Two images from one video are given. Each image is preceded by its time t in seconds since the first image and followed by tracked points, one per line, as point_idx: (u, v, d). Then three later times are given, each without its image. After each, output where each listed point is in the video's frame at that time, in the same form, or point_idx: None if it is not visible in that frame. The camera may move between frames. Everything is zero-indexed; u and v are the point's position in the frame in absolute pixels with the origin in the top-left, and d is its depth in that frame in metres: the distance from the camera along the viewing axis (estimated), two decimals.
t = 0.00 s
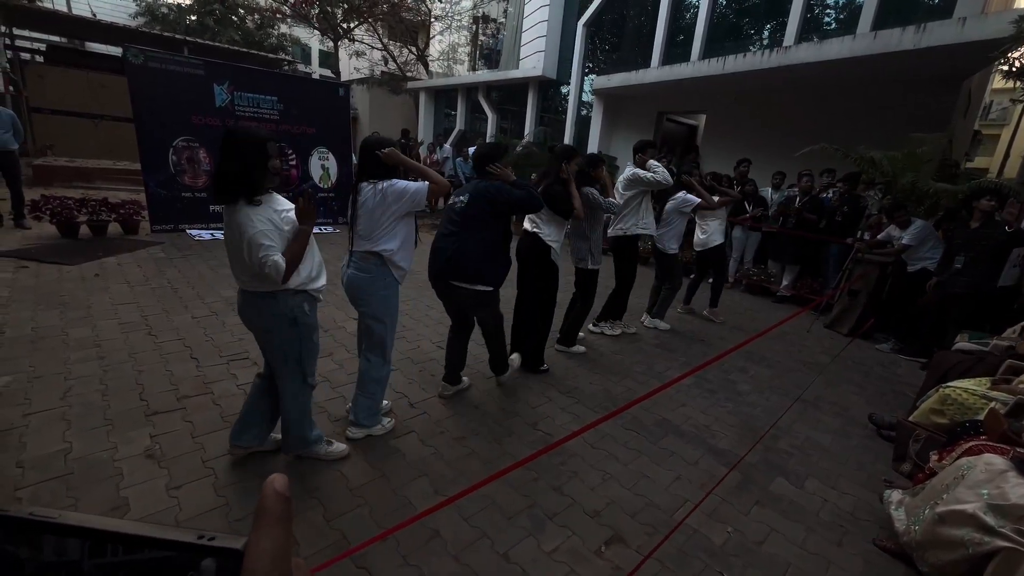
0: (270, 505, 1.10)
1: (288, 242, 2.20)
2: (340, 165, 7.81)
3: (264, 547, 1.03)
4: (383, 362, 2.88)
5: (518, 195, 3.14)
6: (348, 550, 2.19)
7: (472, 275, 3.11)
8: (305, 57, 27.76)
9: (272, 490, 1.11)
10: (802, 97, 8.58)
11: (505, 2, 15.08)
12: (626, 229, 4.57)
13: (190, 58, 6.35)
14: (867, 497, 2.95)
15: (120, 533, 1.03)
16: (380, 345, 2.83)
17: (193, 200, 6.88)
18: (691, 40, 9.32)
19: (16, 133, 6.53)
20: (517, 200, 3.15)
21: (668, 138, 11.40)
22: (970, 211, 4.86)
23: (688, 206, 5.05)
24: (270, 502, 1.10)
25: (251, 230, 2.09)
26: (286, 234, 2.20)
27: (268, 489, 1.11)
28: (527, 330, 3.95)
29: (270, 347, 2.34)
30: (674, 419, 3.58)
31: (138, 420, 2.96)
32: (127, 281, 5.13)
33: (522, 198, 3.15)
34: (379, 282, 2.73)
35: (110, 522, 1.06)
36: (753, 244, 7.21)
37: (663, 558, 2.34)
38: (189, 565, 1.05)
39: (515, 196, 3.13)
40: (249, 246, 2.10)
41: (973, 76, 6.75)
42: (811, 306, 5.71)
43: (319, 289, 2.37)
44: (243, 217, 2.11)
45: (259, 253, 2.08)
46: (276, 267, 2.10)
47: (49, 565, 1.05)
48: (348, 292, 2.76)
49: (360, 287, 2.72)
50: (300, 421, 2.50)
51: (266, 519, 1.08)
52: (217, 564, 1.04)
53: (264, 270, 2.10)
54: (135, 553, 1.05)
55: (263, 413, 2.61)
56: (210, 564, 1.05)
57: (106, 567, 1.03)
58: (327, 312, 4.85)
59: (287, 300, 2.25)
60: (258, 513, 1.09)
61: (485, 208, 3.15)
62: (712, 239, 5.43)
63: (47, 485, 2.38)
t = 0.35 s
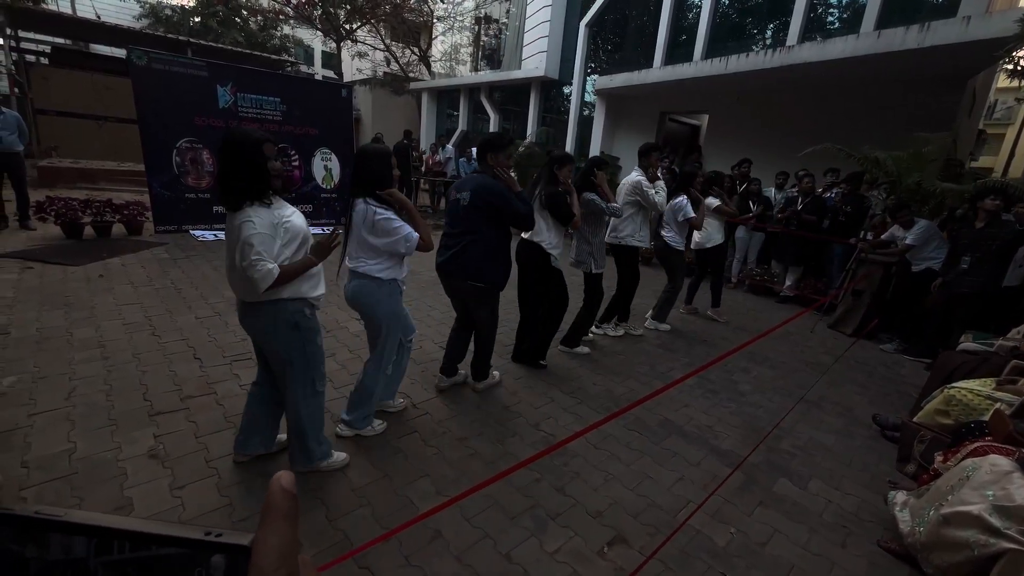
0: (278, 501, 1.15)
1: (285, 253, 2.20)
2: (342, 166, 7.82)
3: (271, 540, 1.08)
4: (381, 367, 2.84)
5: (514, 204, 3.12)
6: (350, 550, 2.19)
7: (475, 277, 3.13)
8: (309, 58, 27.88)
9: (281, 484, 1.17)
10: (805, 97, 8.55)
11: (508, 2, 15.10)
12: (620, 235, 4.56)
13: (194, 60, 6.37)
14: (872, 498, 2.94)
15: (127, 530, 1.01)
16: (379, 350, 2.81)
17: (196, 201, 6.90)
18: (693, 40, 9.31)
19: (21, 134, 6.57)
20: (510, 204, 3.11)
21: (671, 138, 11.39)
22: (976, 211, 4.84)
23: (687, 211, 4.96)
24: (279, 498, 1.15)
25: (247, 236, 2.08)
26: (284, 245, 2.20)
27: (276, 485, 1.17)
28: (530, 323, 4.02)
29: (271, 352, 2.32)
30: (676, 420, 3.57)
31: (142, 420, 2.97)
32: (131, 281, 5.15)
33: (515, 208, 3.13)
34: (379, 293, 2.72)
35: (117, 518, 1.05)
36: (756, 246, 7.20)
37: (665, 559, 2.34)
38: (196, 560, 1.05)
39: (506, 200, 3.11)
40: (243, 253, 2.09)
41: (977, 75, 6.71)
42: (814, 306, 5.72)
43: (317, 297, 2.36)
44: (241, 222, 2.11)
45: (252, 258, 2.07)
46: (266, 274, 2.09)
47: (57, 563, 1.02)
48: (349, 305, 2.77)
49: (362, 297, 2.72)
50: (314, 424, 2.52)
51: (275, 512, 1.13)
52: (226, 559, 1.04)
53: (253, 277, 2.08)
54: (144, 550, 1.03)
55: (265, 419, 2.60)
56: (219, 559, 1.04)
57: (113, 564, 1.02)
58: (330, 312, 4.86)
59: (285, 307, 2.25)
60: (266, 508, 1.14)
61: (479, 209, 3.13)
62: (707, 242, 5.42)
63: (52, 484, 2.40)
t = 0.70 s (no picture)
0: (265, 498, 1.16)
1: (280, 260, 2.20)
2: (342, 166, 7.83)
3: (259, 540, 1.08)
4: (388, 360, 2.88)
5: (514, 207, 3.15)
6: (351, 551, 2.18)
7: (476, 278, 3.14)
8: (309, 58, 27.92)
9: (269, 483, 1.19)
10: (806, 96, 8.54)
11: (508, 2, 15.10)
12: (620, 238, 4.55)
13: (194, 60, 6.38)
14: (873, 499, 2.93)
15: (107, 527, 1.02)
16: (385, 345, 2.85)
17: (198, 202, 6.91)
18: (694, 40, 9.30)
19: (23, 135, 6.58)
20: (511, 206, 3.14)
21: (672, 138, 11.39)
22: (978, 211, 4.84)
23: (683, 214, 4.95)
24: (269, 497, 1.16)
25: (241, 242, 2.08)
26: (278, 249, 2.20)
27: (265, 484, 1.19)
28: (530, 321, 4.03)
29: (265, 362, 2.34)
30: (677, 420, 3.57)
31: (143, 420, 2.97)
32: (132, 282, 5.16)
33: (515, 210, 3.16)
34: (383, 293, 2.73)
35: (102, 520, 1.06)
36: (756, 246, 7.18)
37: (666, 559, 2.34)
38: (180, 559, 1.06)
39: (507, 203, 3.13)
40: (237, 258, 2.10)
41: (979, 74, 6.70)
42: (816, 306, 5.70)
43: (308, 304, 2.34)
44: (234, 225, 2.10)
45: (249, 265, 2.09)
46: (259, 282, 2.10)
47: (35, 565, 1.03)
48: (356, 298, 2.78)
49: (367, 293, 2.74)
50: (321, 421, 2.53)
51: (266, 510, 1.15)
52: (210, 560, 1.05)
53: (248, 281, 2.09)
54: (128, 551, 1.03)
55: (267, 423, 2.60)
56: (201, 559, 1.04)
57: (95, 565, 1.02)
58: (330, 312, 4.86)
59: (273, 317, 2.24)
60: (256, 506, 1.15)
61: (477, 210, 3.13)
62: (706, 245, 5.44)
63: (54, 484, 2.40)
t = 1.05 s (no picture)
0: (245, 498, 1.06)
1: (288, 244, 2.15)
2: (343, 166, 7.83)
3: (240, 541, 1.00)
4: (379, 363, 2.86)
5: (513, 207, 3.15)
6: (352, 551, 2.18)
7: (476, 278, 3.14)
8: (309, 58, 27.90)
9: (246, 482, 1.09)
10: (806, 95, 8.53)
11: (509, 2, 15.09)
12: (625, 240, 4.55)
13: (194, 60, 6.38)
14: (874, 498, 2.93)
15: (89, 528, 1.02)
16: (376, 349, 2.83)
17: (198, 202, 6.91)
18: (694, 39, 9.29)
19: (23, 135, 6.58)
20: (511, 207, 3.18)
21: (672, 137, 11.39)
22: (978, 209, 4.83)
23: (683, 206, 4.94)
24: (249, 496, 1.07)
25: (248, 227, 2.09)
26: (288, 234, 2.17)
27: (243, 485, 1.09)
28: (527, 320, 3.99)
29: (267, 350, 2.32)
30: (678, 420, 3.57)
31: (144, 420, 2.97)
32: (132, 282, 5.16)
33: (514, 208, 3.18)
34: (380, 289, 2.73)
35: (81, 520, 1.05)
36: (757, 245, 7.17)
37: (666, 559, 2.34)
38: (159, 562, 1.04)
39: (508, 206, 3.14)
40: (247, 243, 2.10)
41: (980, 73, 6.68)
42: (817, 305, 5.66)
43: (320, 295, 2.40)
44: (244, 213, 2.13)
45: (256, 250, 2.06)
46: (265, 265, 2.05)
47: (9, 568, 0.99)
48: (351, 291, 2.77)
49: (361, 288, 2.73)
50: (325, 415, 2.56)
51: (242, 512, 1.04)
52: (189, 562, 1.03)
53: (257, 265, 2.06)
54: (99, 554, 1.03)
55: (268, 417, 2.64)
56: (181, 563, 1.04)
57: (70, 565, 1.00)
58: (330, 312, 4.86)
59: (286, 305, 2.25)
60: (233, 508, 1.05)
61: (476, 211, 3.13)
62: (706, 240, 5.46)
63: (54, 484, 2.41)
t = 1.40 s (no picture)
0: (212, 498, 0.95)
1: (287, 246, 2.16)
2: (342, 165, 7.83)
3: (208, 546, 0.90)
4: (378, 364, 2.85)
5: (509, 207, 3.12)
6: (350, 551, 2.18)
7: (475, 277, 3.14)
8: (309, 57, 27.88)
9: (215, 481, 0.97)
10: (806, 94, 8.53)
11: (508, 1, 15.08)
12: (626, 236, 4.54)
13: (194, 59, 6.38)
14: (873, 497, 2.93)
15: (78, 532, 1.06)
16: (373, 352, 2.81)
17: (197, 201, 6.91)
18: (694, 38, 9.29)
19: (22, 135, 6.58)
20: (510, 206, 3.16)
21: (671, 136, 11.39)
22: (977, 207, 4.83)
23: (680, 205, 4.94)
24: (220, 498, 0.95)
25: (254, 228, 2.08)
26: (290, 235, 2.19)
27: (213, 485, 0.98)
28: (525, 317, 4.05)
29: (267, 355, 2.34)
30: (677, 419, 3.57)
31: (143, 420, 2.97)
32: (132, 281, 5.16)
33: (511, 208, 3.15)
34: (369, 301, 2.73)
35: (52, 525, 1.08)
36: (756, 244, 7.16)
37: (666, 558, 2.34)
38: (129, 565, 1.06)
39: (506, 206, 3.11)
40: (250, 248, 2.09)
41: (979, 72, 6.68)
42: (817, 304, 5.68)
43: (316, 297, 2.39)
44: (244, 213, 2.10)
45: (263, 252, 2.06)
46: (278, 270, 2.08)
47: None
48: (343, 308, 2.79)
49: (352, 300, 2.74)
50: (325, 416, 2.56)
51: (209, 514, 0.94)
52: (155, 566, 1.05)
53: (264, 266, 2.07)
54: (63, 556, 1.06)
55: (272, 418, 2.64)
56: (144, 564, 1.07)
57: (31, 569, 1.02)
58: (330, 312, 4.86)
59: (283, 310, 2.25)
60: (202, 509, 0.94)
61: (475, 211, 3.13)
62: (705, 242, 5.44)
63: (54, 484, 2.40)
